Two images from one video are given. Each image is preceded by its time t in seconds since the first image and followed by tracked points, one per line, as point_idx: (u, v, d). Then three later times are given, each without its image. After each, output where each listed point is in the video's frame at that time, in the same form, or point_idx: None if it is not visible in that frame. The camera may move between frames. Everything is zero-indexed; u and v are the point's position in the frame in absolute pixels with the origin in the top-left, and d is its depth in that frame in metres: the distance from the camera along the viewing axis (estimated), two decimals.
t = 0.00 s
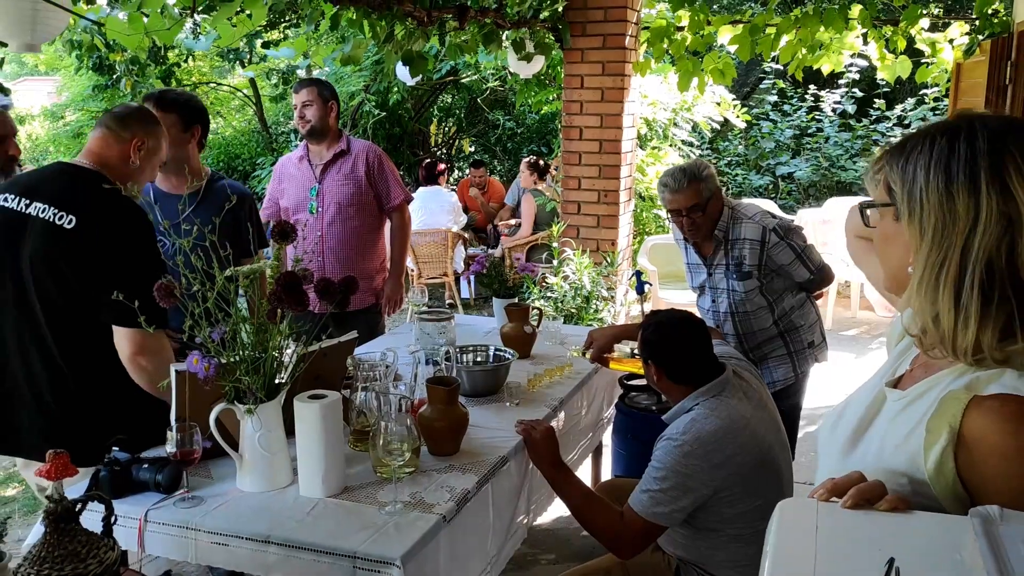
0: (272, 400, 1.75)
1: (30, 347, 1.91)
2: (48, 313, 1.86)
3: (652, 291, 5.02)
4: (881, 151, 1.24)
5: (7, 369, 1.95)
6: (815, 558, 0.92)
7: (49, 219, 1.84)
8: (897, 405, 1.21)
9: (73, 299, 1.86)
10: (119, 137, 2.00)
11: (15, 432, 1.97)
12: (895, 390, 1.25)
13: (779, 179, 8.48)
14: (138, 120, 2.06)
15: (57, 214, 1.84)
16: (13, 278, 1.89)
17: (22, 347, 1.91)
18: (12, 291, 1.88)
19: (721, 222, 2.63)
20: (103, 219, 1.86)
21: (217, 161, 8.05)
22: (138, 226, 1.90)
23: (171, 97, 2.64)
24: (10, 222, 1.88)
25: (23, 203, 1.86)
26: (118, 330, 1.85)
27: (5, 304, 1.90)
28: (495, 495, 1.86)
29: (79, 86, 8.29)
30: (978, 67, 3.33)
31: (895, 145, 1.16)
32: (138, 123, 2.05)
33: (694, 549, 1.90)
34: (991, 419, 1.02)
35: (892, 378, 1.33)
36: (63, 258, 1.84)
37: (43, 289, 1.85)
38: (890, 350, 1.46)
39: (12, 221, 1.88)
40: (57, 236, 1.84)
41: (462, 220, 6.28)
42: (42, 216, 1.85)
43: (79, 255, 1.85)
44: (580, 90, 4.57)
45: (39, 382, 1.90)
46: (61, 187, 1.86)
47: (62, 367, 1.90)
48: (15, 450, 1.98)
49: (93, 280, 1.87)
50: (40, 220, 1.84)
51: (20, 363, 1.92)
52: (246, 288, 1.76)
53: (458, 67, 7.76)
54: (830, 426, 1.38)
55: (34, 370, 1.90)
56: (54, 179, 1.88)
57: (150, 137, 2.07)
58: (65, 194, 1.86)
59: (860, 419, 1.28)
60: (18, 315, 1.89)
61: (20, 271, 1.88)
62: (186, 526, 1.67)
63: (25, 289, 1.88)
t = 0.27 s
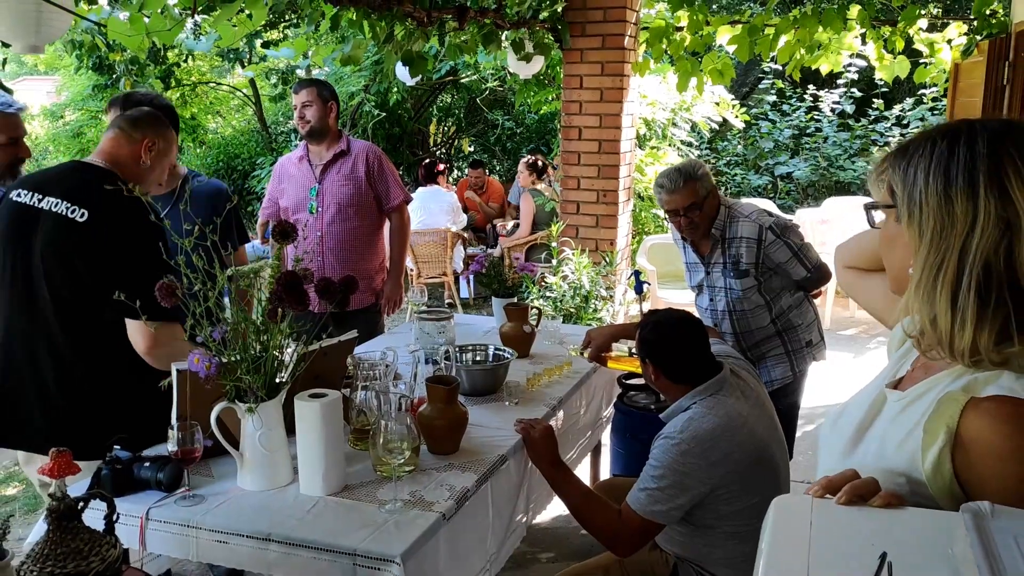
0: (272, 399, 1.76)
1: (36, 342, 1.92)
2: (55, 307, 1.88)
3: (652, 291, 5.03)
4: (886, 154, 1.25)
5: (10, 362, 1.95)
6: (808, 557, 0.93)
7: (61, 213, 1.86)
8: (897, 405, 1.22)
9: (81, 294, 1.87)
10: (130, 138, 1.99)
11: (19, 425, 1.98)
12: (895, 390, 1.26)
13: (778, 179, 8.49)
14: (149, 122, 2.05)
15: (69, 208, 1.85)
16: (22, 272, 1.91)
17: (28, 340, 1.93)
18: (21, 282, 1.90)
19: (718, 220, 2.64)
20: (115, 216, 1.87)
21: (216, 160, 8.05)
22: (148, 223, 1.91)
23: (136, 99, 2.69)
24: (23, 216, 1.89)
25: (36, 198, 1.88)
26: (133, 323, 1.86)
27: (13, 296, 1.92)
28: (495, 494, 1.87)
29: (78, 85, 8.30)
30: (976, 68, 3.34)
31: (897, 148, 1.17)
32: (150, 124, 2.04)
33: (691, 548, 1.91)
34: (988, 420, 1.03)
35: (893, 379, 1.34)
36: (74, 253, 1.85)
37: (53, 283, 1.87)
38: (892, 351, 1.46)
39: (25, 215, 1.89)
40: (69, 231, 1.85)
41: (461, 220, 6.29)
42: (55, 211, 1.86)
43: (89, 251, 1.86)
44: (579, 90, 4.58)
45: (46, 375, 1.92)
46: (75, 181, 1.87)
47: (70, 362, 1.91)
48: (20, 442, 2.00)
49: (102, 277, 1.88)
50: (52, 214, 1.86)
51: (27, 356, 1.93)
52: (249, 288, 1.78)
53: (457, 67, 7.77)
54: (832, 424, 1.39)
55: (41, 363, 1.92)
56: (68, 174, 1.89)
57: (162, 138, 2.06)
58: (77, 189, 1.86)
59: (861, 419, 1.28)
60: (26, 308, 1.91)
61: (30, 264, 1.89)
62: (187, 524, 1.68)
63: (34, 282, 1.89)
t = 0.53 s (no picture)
0: (274, 399, 1.77)
1: (45, 337, 1.93)
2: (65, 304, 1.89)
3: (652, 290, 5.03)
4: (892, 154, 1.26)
5: (19, 355, 1.96)
6: (809, 555, 0.94)
7: (78, 208, 1.85)
8: (901, 405, 1.23)
9: (92, 290, 1.88)
10: (142, 137, 2.00)
11: (26, 418, 1.99)
12: (899, 391, 1.26)
13: (778, 178, 8.50)
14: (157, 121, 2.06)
15: (86, 201, 1.85)
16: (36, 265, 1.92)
17: (38, 334, 1.94)
18: (36, 275, 1.92)
19: (716, 218, 2.65)
20: (130, 214, 1.87)
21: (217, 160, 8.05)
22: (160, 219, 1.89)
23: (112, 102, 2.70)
24: (39, 210, 1.90)
25: (53, 193, 1.88)
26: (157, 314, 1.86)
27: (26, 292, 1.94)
28: (496, 493, 1.88)
29: (78, 85, 8.30)
30: (976, 68, 3.34)
31: (902, 148, 1.17)
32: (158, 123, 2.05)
33: (691, 547, 1.91)
34: (991, 421, 1.03)
35: (897, 380, 1.34)
36: (89, 249, 1.86)
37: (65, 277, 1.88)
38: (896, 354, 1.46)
39: (41, 210, 1.90)
40: (84, 227, 1.85)
41: (462, 219, 6.30)
42: (71, 205, 1.86)
43: (103, 248, 1.86)
44: (579, 90, 4.58)
45: (56, 370, 1.93)
46: (92, 177, 1.87)
47: (79, 358, 1.91)
48: (27, 434, 2.01)
49: (114, 274, 1.88)
50: (69, 209, 1.86)
51: (38, 349, 1.94)
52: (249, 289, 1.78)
53: (457, 66, 7.77)
54: (836, 424, 1.39)
55: (50, 358, 1.93)
56: (83, 170, 1.88)
57: (171, 139, 2.08)
58: (92, 183, 1.86)
59: (865, 419, 1.29)
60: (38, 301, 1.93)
61: (45, 258, 1.91)
62: (189, 523, 1.69)
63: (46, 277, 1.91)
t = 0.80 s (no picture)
0: (274, 398, 1.77)
1: (50, 333, 1.93)
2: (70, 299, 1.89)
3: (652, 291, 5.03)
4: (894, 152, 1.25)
5: (23, 350, 1.95)
6: (807, 553, 0.94)
7: (91, 204, 1.87)
8: (901, 403, 1.22)
9: (99, 286, 1.88)
10: (153, 138, 2.02)
11: (27, 414, 1.97)
12: (900, 388, 1.26)
13: (778, 179, 8.50)
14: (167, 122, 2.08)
15: (99, 197, 1.87)
16: (44, 260, 1.91)
17: (43, 329, 1.93)
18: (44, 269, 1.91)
19: (716, 217, 2.65)
20: (143, 213, 1.89)
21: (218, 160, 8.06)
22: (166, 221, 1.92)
23: (104, 100, 2.60)
24: (50, 205, 1.91)
25: (65, 189, 1.90)
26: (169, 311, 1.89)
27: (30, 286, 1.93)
28: (496, 493, 1.87)
29: (79, 86, 8.31)
30: (976, 68, 3.34)
31: (903, 145, 1.17)
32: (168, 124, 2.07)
33: (691, 547, 1.91)
34: (993, 418, 1.03)
35: (897, 378, 1.34)
36: (101, 246, 1.87)
37: (75, 272, 1.88)
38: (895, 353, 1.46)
39: (51, 206, 1.91)
40: (97, 223, 1.87)
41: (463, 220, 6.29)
42: (84, 200, 1.87)
43: (114, 245, 1.88)
44: (579, 91, 4.58)
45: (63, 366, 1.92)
46: (105, 174, 1.90)
47: (86, 355, 1.91)
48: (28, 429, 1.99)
49: (123, 272, 1.89)
50: (82, 204, 1.87)
51: (42, 344, 1.94)
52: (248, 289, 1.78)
53: (458, 67, 7.77)
54: (837, 422, 1.39)
55: (55, 353, 1.92)
56: (96, 170, 1.91)
57: (180, 140, 2.10)
58: (105, 181, 1.88)
59: (865, 417, 1.29)
60: (44, 295, 1.92)
61: (54, 252, 1.91)
62: (189, 523, 1.69)
63: (53, 271, 1.91)
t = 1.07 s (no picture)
0: (276, 393, 1.76)
1: (55, 324, 1.92)
2: (77, 291, 1.89)
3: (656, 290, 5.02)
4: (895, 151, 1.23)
5: (28, 338, 1.94)
6: (812, 552, 0.93)
7: (109, 198, 1.88)
8: (906, 401, 1.21)
9: (106, 280, 1.88)
10: (167, 136, 2.01)
11: (30, 402, 1.97)
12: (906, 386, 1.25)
13: (783, 179, 8.49)
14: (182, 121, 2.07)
15: (117, 190, 1.87)
16: (54, 250, 1.91)
17: (50, 320, 1.92)
18: (55, 258, 1.91)
19: (719, 217, 2.64)
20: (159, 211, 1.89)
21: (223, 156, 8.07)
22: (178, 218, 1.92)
23: (145, 103, 2.60)
24: (65, 196, 1.90)
25: (81, 181, 1.90)
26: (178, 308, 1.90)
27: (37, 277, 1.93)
28: (497, 490, 1.87)
29: (85, 81, 8.32)
30: (983, 67, 3.33)
31: (906, 145, 1.16)
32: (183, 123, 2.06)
33: (693, 546, 1.90)
34: (997, 415, 1.02)
35: (904, 376, 1.33)
36: (115, 240, 1.87)
37: (86, 265, 1.88)
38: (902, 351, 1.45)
39: (65, 196, 1.91)
40: (113, 217, 1.87)
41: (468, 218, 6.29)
42: (100, 193, 1.88)
43: (127, 240, 1.88)
44: (585, 88, 4.58)
45: (69, 359, 1.92)
46: (124, 168, 1.90)
47: (94, 348, 1.91)
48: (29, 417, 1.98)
49: (134, 267, 1.89)
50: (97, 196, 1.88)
51: (49, 333, 1.93)
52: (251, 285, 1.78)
53: (464, 65, 7.77)
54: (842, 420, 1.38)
55: (62, 344, 1.92)
56: (113, 164, 1.91)
57: (196, 140, 2.09)
58: (122, 175, 1.89)
59: (870, 415, 1.28)
60: (52, 284, 1.91)
61: (66, 243, 1.90)
62: (190, 518, 1.68)
63: (61, 263, 1.91)
